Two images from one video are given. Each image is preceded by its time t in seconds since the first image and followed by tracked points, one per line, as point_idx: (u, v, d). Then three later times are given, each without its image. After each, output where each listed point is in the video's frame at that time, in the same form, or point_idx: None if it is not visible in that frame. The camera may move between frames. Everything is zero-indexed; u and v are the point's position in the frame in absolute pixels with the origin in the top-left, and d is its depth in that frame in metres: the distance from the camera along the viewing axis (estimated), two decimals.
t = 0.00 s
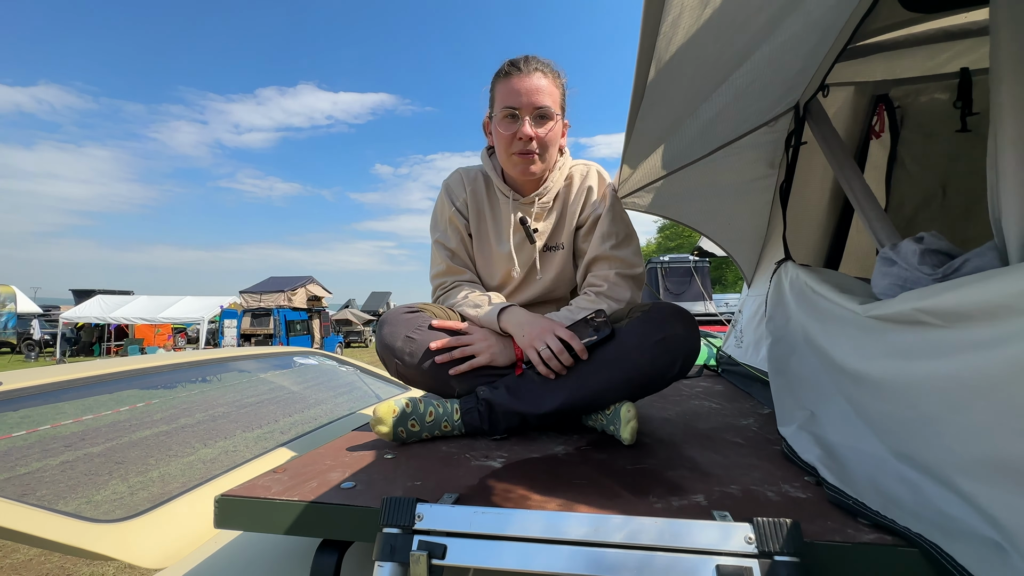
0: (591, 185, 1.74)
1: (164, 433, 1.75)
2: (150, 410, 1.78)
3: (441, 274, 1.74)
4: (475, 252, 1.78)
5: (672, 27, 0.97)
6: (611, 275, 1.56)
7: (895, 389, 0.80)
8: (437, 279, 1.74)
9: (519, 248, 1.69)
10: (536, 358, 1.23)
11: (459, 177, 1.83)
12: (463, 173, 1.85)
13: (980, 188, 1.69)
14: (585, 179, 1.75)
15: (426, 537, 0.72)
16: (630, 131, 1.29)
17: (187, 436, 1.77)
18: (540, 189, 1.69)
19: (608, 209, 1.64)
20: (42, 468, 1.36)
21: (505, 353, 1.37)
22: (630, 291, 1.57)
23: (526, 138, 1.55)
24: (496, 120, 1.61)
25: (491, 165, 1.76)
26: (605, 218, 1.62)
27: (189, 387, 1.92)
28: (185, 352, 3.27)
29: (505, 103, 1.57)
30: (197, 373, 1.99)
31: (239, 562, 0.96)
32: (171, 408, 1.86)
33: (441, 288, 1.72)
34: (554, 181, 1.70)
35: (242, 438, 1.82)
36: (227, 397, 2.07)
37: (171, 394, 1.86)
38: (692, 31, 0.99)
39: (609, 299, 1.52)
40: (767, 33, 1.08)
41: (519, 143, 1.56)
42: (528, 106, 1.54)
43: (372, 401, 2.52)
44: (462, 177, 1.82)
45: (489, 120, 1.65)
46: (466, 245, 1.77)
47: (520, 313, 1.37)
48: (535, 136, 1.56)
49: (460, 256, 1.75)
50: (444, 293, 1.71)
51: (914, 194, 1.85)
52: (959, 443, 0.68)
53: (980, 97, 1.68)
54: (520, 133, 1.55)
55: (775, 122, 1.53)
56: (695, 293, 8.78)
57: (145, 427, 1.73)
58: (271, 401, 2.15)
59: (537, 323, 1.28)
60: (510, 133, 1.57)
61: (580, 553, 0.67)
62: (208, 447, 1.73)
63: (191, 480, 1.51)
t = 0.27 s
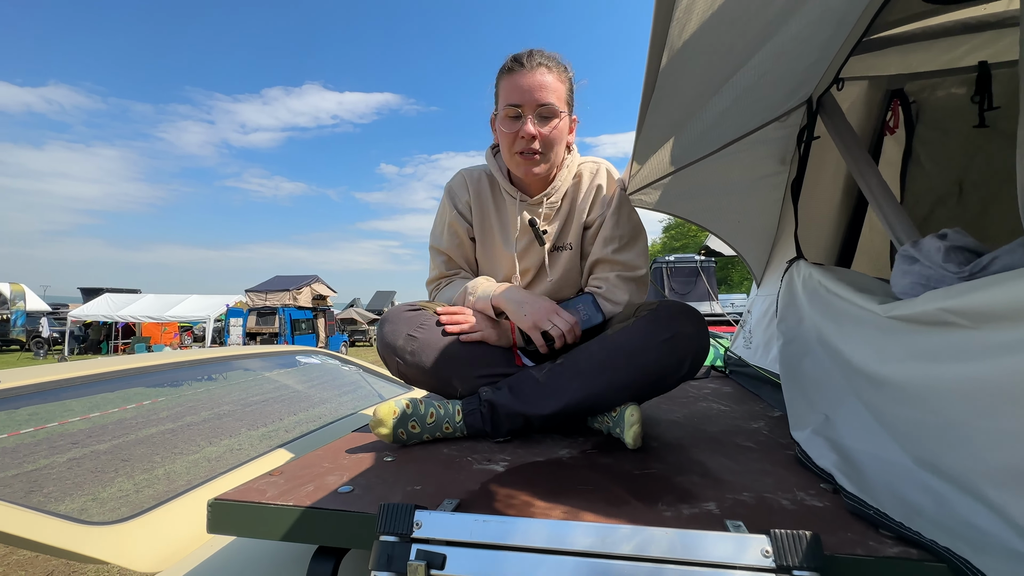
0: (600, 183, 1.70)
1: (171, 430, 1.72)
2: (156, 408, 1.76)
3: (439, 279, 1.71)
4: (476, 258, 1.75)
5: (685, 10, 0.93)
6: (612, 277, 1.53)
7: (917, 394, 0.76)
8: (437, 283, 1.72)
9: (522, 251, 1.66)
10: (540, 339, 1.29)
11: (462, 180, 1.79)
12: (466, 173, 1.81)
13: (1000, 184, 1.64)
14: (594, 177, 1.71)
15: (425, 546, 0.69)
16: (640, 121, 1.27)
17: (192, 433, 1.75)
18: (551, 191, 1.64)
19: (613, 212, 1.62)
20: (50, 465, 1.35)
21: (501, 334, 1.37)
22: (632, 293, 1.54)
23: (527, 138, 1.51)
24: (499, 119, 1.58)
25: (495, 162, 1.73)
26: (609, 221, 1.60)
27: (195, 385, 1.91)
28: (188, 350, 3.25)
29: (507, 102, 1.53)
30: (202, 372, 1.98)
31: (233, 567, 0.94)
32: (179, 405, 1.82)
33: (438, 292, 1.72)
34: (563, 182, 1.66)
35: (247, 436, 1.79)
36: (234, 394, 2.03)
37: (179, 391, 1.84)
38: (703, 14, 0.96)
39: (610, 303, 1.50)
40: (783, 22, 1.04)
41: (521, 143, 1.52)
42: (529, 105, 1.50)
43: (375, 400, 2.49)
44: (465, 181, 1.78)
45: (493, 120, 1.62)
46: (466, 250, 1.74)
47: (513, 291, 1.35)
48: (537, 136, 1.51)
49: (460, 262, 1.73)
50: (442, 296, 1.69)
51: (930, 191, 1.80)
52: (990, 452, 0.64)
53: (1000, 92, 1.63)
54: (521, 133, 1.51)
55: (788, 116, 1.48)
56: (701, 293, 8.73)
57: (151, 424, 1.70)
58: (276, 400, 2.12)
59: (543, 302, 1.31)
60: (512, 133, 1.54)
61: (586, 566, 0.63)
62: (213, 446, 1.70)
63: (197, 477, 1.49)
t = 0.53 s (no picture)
0: (605, 180, 1.66)
1: (176, 428, 1.71)
2: (162, 406, 1.74)
3: (444, 268, 1.68)
4: (481, 247, 1.72)
5: None
6: (613, 281, 1.52)
7: (941, 395, 0.73)
8: (441, 272, 1.68)
9: (525, 246, 1.64)
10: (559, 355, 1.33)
11: (466, 169, 1.76)
12: (470, 164, 1.78)
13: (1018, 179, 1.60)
14: (599, 172, 1.68)
15: (426, 551, 0.66)
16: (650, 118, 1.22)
17: (199, 431, 1.73)
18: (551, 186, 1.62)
19: (617, 211, 1.59)
20: (57, 462, 1.35)
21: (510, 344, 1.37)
22: (633, 296, 1.53)
23: (518, 140, 1.48)
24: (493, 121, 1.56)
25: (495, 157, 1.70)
26: (613, 221, 1.58)
27: (199, 383, 1.89)
28: (193, 348, 3.24)
29: (498, 104, 1.50)
30: (205, 369, 1.94)
31: (231, 569, 0.91)
32: (184, 404, 1.80)
33: (444, 284, 1.67)
34: (565, 176, 1.63)
35: (251, 434, 1.76)
36: (238, 393, 1.99)
37: (184, 390, 1.82)
38: None
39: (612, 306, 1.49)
40: (800, 8, 1.00)
41: (513, 145, 1.50)
42: (518, 106, 1.46)
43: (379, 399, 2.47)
44: (469, 170, 1.75)
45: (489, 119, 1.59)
46: (472, 239, 1.71)
47: (533, 307, 1.33)
48: (529, 137, 1.48)
49: (465, 251, 1.70)
50: (447, 286, 1.66)
51: (946, 186, 1.76)
52: None
53: (1019, 84, 1.59)
54: (512, 136, 1.48)
55: (800, 109, 1.45)
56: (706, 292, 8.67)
57: (157, 423, 1.68)
58: (281, 398, 2.10)
59: (567, 324, 1.33)
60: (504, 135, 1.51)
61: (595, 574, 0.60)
62: (218, 443, 1.69)
63: (201, 474, 1.47)
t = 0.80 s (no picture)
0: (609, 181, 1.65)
1: (182, 427, 1.70)
2: (168, 405, 1.73)
3: (451, 270, 1.66)
4: (488, 248, 1.70)
5: None
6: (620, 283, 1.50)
7: (958, 399, 0.71)
8: (448, 274, 1.66)
9: (531, 246, 1.62)
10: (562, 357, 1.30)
11: (471, 170, 1.74)
12: (475, 166, 1.76)
13: None
14: (602, 172, 1.66)
15: (429, 557, 0.65)
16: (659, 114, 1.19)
17: (203, 429, 1.72)
18: (557, 188, 1.61)
19: (621, 212, 1.58)
20: (64, 459, 1.36)
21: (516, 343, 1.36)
22: (641, 297, 1.51)
23: (512, 145, 1.47)
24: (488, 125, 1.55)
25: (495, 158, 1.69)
26: (618, 221, 1.56)
27: (205, 381, 1.88)
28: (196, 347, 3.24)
29: (490, 110, 1.50)
30: (210, 369, 1.93)
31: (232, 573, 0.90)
32: (190, 404, 1.79)
33: (450, 283, 1.66)
34: (570, 178, 1.62)
35: (255, 433, 1.75)
36: (243, 392, 1.98)
37: (189, 390, 1.80)
38: None
39: (619, 307, 1.47)
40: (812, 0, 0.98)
41: (508, 150, 1.49)
42: (509, 111, 1.45)
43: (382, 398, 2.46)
44: (474, 171, 1.73)
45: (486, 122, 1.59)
46: (478, 241, 1.69)
47: (537, 305, 1.32)
48: (522, 141, 1.46)
49: (472, 253, 1.68)
50: (453, 288, 1.64)
51: (957, 184, 1.73)
52: None
53: None
54: (506, 142, 1.48)
55: (809, 106, 1.42)
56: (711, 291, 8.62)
57: (162, 421, 1.67)
58: (286, 397, 2.09)
59: (571, 323, 1.30)
60: (499, 140, 1.51)
61: None
62: (223, 442, 1.68)
63: (206, 473, 1.46)
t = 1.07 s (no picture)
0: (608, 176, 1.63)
1: (188, 425, 1.68)
2: (172, 404, 1.73)
3: (451, 269, 1.65)
4: (488, 246, 1.69)
5: None
6: (622, 279, 1.49)
7: (973, 396, 0.69)
8: (448, 274, 1.66)
9: (531, 244, 1.61)
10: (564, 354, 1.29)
11: (468, 170, 1.74)
12: (473, 164, 1.75)
13: None
14: (601, 169, 1.64)
15: (433, 556, 0.64)
16: (664, 109, 1.18)
17: (208, 428, 1.71)
18: (557, 185, 1.61)
19: (621, 207, 1.57)
20: (70, 459, 1.35)
21: (518, 340, 1.35)
22: (643, 293, 1.49)
23: (508, 143, 1.46)
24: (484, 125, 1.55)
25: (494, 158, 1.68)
26: (618, 217, 1.55)
27: (208, 381, 1.90)
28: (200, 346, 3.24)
29: (485, 111, 1.49)
30: (213, 368, 1.95)
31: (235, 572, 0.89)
32: (194, 402, 1.79)
33: (450, 282, 1.65)
34: (570, 175, 1.61)
35: (259, 432, 1.75)
36: (248, 391, 1.98)
37: (195, 387, 1.82)
38: None
39: (622, 303, 1.45)
40: None
41: (504, 148, 1.48)
42: (503, 110, 1.44)
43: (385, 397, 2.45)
44: (472, 170, 1.72)
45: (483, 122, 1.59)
46: (478, 239, 1.69)
47: (539, 300, 1.32)
48: (519, 139, 1.45)
49: (472, 251, 1.67)
50: (453, 286, 1.64)
51: (966, 179, 1.71)
52: None
53: None
54: (501, 140, 1.47)
55: (816, 100, 1.40)
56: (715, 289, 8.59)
57: (167, 419, 1.67)
58: (291, 395, 2.09)
59: (572, 319, 1.30)
60: (495, 139, 1.50)
61: None
62: (227, 441, 1.67)
63: (210, 472, 1.46)
